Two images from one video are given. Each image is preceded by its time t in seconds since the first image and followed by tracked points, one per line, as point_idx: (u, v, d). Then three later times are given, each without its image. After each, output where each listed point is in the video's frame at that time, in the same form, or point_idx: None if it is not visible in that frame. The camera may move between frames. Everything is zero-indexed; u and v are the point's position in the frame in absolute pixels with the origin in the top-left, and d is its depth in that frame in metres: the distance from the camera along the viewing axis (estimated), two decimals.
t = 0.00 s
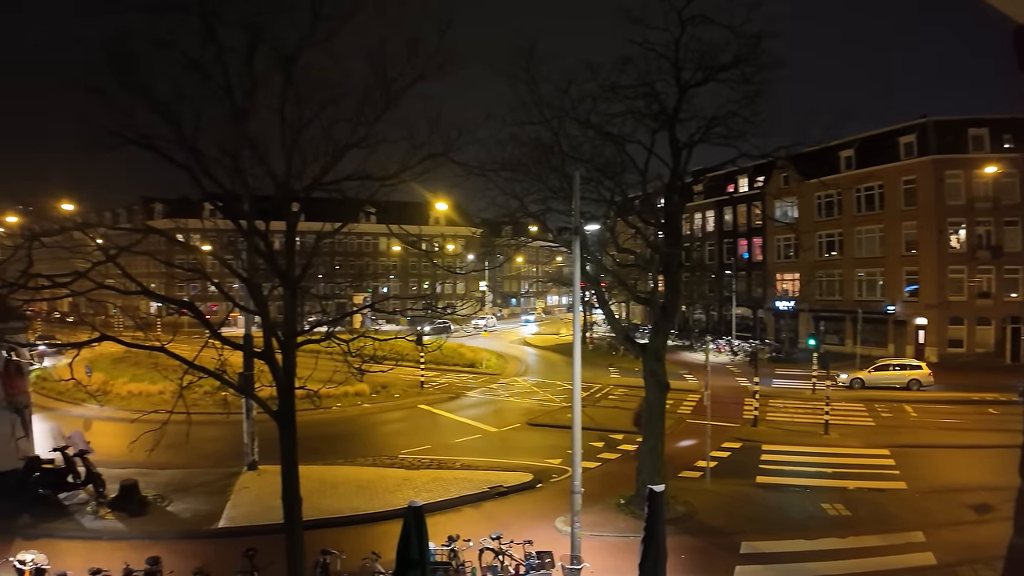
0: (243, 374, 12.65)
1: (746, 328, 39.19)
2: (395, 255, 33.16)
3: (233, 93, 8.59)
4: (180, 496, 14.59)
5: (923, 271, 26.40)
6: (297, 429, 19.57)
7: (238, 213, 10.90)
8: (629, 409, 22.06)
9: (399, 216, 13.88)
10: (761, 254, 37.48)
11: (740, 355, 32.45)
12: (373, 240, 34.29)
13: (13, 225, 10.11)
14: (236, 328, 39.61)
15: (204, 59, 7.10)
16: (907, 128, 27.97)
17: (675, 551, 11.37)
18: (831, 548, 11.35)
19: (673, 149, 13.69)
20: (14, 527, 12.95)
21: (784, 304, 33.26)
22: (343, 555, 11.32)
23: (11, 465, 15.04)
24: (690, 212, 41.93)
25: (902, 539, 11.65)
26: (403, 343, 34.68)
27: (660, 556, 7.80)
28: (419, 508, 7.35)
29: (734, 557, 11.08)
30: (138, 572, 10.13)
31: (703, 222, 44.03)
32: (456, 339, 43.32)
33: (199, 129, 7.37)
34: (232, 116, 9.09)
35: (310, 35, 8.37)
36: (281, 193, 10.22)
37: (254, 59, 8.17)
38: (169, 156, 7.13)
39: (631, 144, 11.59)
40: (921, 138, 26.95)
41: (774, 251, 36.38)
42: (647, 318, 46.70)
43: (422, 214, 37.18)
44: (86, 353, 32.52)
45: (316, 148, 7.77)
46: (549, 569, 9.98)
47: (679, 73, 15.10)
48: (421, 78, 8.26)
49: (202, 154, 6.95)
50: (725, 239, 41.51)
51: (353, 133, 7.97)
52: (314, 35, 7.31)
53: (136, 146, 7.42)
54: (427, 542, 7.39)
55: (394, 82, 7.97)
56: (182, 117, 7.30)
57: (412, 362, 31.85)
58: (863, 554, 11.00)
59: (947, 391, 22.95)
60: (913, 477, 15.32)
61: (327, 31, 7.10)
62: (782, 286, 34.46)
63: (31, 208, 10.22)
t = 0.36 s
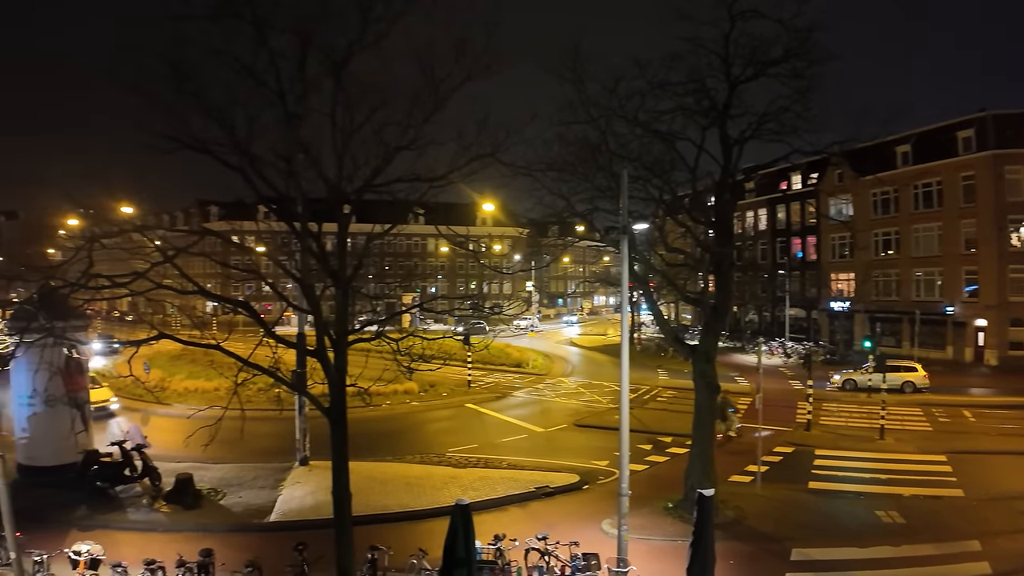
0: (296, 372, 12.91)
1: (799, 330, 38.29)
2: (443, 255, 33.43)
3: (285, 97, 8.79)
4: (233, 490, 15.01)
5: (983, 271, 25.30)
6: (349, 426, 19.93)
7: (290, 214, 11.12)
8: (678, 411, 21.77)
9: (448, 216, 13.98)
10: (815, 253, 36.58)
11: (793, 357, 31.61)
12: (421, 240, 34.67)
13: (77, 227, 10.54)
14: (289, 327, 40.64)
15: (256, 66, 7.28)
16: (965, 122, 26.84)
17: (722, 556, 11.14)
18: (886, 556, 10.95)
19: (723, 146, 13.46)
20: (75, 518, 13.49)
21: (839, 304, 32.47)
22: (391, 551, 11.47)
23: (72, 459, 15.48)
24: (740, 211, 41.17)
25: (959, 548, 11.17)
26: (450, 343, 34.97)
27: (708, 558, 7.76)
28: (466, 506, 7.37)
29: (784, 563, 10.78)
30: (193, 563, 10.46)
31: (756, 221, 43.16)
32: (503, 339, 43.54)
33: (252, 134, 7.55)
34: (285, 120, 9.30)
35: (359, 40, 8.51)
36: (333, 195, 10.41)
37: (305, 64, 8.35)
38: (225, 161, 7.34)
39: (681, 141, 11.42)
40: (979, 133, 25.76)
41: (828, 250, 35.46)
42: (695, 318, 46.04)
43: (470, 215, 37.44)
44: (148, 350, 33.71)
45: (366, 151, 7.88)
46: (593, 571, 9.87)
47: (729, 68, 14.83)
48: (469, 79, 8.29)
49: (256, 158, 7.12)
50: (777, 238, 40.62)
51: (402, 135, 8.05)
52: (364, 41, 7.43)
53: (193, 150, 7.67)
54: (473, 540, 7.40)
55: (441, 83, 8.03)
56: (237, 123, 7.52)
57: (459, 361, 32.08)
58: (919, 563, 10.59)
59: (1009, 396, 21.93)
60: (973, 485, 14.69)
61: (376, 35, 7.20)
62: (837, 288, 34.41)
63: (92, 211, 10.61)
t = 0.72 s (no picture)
0: (343, 369, 13.07)
1: (849, 332, 37.31)
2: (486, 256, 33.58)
3: (331, 101, 8.89)
4: (280, 485, 15.30)
5: None
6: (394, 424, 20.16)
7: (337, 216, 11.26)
8: (723, 414, 21.44)
9: (491, 216, 13.98)
10: (867, 252, 35.73)
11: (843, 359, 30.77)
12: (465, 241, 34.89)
13: (132, 229, 10.83)
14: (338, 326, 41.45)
15: (304, 70, 7.40)
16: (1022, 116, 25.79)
17: (768, 562, 10.90)
18: (940, 566, 10.56)
19: (771, 144, 13.17)
20: (127, 510, 13.90)
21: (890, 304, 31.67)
22: (435, 549, 11.52)
23: (125, 453, 15.99)
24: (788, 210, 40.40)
25: (1019, 560, 10.71)
26: (493, 343, 35.06)
27: (755, 562, 7.66)
28: (510, 506, 7.32)
29: (832, 571, 10.48)
30: (241, 556, 10.67)
31: (804, 220, 42.28)
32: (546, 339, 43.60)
33: (299, 137, 7.66)
34: (332, 123, 9.41)
35: (404, 42, 8.54)
36: (379, 197, 10.50)
37: (351, 67, 8.44)
38: (274, 165, 7.47)
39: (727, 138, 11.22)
40: None
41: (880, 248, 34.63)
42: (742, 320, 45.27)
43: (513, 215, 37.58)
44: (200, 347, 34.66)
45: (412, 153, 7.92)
46: (637, 574, 9.74)
47: (776, 63, 14.50)
48: (514, 80, 8.27)
49: (303, 161, 7.23)
50: (826, 237, 39.71)
51: (446, 137, 8.07)
52: (408, 43, 7.47)
53: (242, 154, 7.83)
54: (517, 541, 7.36)
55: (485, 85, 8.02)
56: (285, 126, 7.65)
57: (502, 361, 32.16)
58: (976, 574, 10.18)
59: None
60: None
61: (420, 38, 7.23)
62: (888, 286, 33.27)
63: (147, 213, 10.91)
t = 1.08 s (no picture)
0: (384, 368, 13.19)
1: (896, 333, 36.28)
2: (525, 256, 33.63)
3: (373, 103, 9.00)
4: (321, 482, 15.52)
5: None
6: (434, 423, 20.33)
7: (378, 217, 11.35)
8: (767, 417, 21.07)
9: (530, 216, 13.95)
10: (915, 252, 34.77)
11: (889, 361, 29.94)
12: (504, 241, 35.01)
13: (180, 230, 11.09)
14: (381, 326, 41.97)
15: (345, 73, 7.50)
16: None
17: (812, 568, 10.63)
18: None
19: (815, 140, 12.87)
20: (172, 504, 14.25)
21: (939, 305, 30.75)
22: (473, 547, 11.54)
23: (171, 448, 16.40)
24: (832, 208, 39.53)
25: None
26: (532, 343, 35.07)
27: (800, 568, 7.47)
28: (549, 507, 7.27)
29: None
30: (283, 551, 10.79)
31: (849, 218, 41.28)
32: (585, 339, 43.46)
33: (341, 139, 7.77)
34: (373, 125, 9.50)
35: (444, 43, 8.59)
36: (420, 198, 10.56)
37: (391, 69, 8.53)
38: (317, 166, 7.57)
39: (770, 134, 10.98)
40: None
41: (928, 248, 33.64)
42: (786, 322, 44.38)
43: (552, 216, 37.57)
44: (247, 346, 35.45)
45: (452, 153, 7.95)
46: None
47: (820, 58, 14.17)
48: (553, 79, 8.24)
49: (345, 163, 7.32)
50: (873, 236, 38.74)
51: (486, 137, 8.08)
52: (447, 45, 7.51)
53: (285, 156, 7.97)
54: (555, 541, 7.30)
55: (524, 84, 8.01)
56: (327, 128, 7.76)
57: (541, 361, 32.15)
58: None
59: None
60: None
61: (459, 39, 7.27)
62: (937, 287, 32.27)
63: (194, 215, 11.17)
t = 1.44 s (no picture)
0: (417, 367, 13.28)
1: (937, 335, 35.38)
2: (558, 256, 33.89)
3: (407, 105, 9.07)
4: (354, 479, 15.70)
5: None
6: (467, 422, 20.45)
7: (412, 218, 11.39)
8: (803, 419, 20.75)
9: (563, 216, 13.94)
10: (956, 251, 33.90)
11: (929, 363, 29.22)
12: (536, 241, 35.01)
13: (217, 231, 11.29)
14: (413, 326, 41.55)
15: (378, 75, 7.55)
16: None
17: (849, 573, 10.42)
18: None
19: (854, 137, 12.60)
20: (209, 500, 14.53)
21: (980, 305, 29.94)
22: (505, 547, 11.56)
23: (208, 446, 16.72)
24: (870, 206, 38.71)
25: None
26: (565, 343, 35.03)
27: None
28: (580, 508, 7.24)
29: None
30: (316, 547, 10.89)
31: (888, 217, 40.39)
32: (617, 340, 43.27)
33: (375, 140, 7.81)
34: (407, 126, 9.55)
35: (476, 45, 8.61)
36: (453, 199, 10.59)
37: (424, 71, 8.58)
38: (352, 168, 7.65)
39: (807, 132, 10.80)
40: None
41: (970, 247, 32.75)
42: (824, 323, 43.63)
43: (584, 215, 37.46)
44: (283, 345, 36.00)
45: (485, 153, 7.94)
46: None
47: (858, 52, 13.87)
48: (587, 77, 8.18)
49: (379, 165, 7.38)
50: (913, 235, 37.89)
51: (519, 137, 8.05)
52: (479, 44, 7.49)
53: (320, 158, 8.06)
54: (587, 542, 7.26)
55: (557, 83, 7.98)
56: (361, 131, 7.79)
57: (573, 362, 32.10)
58: None
59: None
60: None
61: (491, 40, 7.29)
62: (979, 287, 31.38)
63: (231, 217, 11.33)
